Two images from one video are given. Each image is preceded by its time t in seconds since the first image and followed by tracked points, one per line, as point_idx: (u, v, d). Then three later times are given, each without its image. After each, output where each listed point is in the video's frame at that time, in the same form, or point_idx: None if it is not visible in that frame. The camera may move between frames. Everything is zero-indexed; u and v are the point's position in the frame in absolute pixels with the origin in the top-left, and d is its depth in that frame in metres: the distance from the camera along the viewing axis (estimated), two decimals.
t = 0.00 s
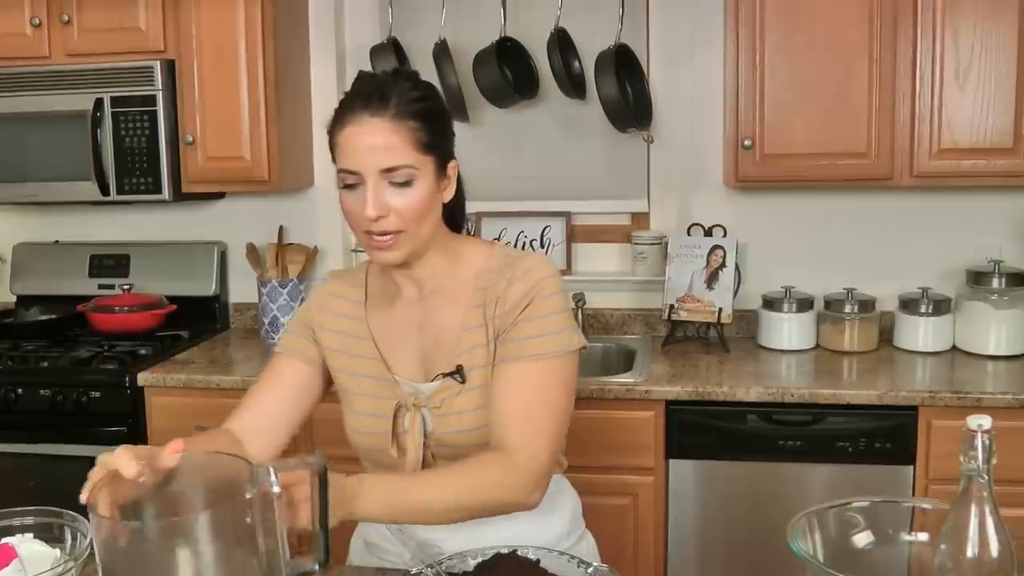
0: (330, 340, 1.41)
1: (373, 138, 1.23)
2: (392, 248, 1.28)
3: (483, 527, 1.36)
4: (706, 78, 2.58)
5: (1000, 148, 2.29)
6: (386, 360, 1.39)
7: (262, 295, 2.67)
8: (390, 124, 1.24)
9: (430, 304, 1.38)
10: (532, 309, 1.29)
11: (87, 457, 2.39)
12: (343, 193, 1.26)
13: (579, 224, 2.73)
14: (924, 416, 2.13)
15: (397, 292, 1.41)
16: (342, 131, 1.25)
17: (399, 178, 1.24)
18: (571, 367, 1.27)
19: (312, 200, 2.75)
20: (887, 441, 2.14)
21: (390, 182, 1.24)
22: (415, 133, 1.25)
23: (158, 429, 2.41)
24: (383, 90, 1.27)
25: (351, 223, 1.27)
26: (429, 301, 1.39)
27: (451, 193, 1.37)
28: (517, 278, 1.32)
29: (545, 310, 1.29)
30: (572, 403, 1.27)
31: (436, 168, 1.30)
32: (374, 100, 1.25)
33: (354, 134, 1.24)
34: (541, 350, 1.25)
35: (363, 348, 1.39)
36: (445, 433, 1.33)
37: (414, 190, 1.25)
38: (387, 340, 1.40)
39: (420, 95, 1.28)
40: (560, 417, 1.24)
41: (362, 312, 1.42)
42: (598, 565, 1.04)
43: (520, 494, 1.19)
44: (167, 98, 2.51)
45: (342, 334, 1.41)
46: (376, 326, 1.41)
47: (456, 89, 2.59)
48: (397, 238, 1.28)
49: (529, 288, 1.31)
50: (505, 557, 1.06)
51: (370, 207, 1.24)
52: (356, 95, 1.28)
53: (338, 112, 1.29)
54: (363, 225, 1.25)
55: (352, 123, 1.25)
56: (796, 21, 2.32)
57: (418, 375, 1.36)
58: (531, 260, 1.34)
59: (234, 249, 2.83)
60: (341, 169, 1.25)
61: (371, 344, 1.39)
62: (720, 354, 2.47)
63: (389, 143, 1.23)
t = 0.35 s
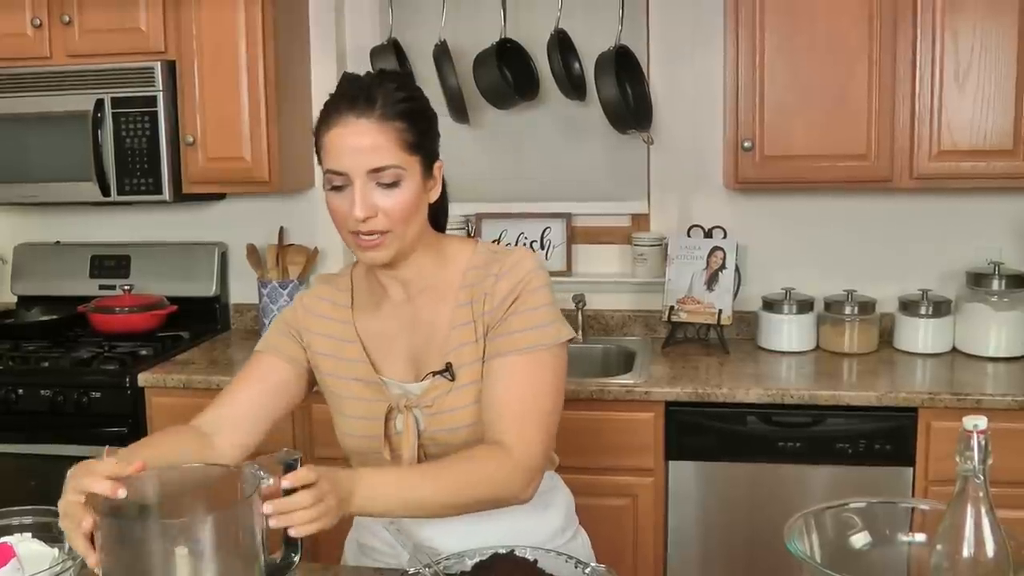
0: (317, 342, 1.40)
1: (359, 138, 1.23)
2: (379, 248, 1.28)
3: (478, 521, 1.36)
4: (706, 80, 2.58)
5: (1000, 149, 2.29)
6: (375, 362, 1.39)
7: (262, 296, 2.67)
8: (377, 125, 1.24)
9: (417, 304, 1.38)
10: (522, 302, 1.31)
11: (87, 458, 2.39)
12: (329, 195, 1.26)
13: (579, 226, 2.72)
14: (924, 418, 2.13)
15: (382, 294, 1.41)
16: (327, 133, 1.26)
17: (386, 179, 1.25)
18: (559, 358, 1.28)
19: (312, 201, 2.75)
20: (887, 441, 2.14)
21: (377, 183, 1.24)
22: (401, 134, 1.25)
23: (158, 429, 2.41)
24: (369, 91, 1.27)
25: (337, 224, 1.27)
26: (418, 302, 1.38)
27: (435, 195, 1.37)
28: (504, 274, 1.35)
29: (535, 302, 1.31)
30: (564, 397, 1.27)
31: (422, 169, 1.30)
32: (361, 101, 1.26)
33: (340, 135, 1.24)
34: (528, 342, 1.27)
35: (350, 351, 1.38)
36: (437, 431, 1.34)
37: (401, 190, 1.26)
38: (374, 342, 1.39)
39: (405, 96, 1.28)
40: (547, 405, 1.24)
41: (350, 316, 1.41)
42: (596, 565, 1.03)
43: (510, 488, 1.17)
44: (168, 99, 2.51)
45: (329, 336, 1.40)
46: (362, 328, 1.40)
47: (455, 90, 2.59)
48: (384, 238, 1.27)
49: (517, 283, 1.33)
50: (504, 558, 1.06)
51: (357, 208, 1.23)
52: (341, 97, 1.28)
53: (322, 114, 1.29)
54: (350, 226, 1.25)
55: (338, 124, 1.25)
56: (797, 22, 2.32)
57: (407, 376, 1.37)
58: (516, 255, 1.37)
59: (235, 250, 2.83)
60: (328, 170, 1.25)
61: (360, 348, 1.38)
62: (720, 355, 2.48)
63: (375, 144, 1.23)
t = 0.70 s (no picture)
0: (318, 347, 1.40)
1: (361, 134, 1.24)
2: (376, 246, 1.27)
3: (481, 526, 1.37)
4: (707, 82, 2.59)
5: (1001, 150, 2.29)
6: (374, 365, 1.38)
7: (264, 298, 2.68)
8: (380, 122, 1.25)
9: (417, 306, 1.39)
10: (519, 308, 1.32)
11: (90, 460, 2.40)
12: (329, 190, 1.26)
13: (580, 227, 2.72)
14: (927, 419, 2.13)
15: (382, 297, 1.41)
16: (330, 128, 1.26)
17: (388, 176, 1.25)
18: (554, 364, 1.28)
19: (315, 203, 2.75)
20: (889, 443, 2.14)
21: (378, 179, 1.25)
22: (404, 132, 1.26)
23: (160, 432, 2.41)
24: (374, 90, 1.28)
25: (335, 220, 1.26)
26: (418, 303, 1.39)
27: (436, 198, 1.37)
28: (503, 278, 1.35)
29: (533, 307, 1.32)
30: (555, 401, 1.28)
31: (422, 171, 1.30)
32: (366, 99, 1.26)
33: (343, 131, 1.25)
34: (524, 347, 1.27)
35: (350, 355, 1.38)
36: (436, 434, 1.34)
37: (401, 188, 1.26)
38: (373, 347, 1.39)
39: (409, 97, 1.29)
40: (537, 410, 1.24)
41: (350, 320, 1.41)
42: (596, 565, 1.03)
43: (499, 496, 1.16)
44: (170, 102, 2.52)
45: (329, 340, 1.40)
46: (362, 330, 1.40)
47: (457, 92, 2.60)
48: (381, 235, 1.27)
49: (515, 288, 1.34)
50: (505, 558, 1.06)
51: (357, 203, 1.23)
52: (345, 95, 1.28)
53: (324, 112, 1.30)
54: (349, 221, 1.25)
55: (342, 120, 1.25)
56: (797, 24, 2.33)
57: (407, 380, 1.36)
58: (516, 261, 1.37)
59: (237, 252, 2.84)
60: (329, 165, 1.25)
61: (361, 352, 1.38)
62: (721, 357, 2.48)
63: (378, 140, 1.24)
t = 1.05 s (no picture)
0: (313, 353, 1.40)
1: (397, 114, 1.26)
2: (396, 229, 1.25)
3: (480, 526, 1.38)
4: (707, 82, 2.59)
5: (1000, 151, 2.30)
6: (370, 370, 1.38)
7: (264, 298, 2.68)
8: (417, 107, 1.28)
9: (414, 310, 1.39)
10: (512, 311, 1.32)
11: (89, 460, 2.40)
12: (357, 167, 1.25)
13: (579, 228, 2.73)
14: (925, 419, 2.13)
15: (377, 300, 1.41)
16: (364, 109, 1.28)
17: (419, 158, 1.25)
18: (551, 363, 1.29)
19: (315, 204, 2.76)
20: (888, 443, 2.14)
21: (410, 160, 1.25)
22: (436, 122, 1.28)
23: (160, 432, 2.41)
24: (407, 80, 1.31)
25: (358, 198, 1.25)
26: (414, 306, 1.39)
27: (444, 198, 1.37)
28: (498, 278, 1.35)
29: (528, 308, 1.32)
30: (553, 398, 1.29)
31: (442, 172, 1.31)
32: (401, 84, 1.29)
33: (380, 110, 1.26)
34: (518, 349, 1.27)
35: (342, 358, 1.38)
36: (433, 436, 1.33)
37: (430, 175, 1.26)
38: (368, 350, 1.39)
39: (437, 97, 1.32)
40: (536, 410, 1.25)
41: (344, 323, 1.41)
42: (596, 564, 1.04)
43: (505, 493, 1.17)
44: (170, 102, 2.52)
45: (325, 343, 1.40)
46: (356, 334, 1.40)
47: (456, 92, 2.60)
48: (403, 218, 1.25)
49: (511, 287, 1.34)
50: (504, 556, 1.06)
51: (390, 178, 1.23)
52: (377, 81, 1.31)
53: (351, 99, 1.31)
54: (376, 194, 1.23)
55: (379, 99, 1.28)
56: (797, 24, 2.33)
57: (404, 383, 1.36)
58: (510, 260, 1.38)
59: (236, 252, 2.84)
60: (362, 141, 1.26)
61: (355, 355, 1.38)
62: (720, 357, 2.48)
63: (415, 121, 1.26)
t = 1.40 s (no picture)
0: (315, 348, 1.40)
1: (405, 116, 1.26)
2: (404, 229, 1.25)
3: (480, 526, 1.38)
4: (705, 82, 2.59)
5: (997, 150, 2.30)
6: (368, 370, 1.38)
7: (262, 299, 2.68)
8: (425, 109, 1.27)
9: (414, 311, 1.39)
10: (508, 312, 1.32)
11: (87, 461, 2.40)
12: (365, 167, 1.26)
13: (576, 228, 2.73)
14: (923, 418, 2.14)
15: (379, 300, 1.42)
16: (371, 110, 1.27)
17: (428, 161, 1.25)
18: (544, 367, 1.28)
19: (313, 204, 2.76)
20: (886, 442, 2.14)
21: (418, 162, 1.25)
22: (444, 123, 1.28)
23: (158, 433, 2.41)
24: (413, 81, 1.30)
25: (366, 198, 1.25)
26: (414, 307, 1.39)
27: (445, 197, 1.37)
28: (496, 278, 1.35)
29: (523, 310, 1.31)
30: (542, 402, 1.28)
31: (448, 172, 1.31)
32: (408, 85, 1.29)
33: (387, 112, 1.26)
34: (513, 351, 1.27)
35: (343, 356, 1.38)
36: (426, 438, 1.33)
37: (438, 177, 1.26)
38: (368, 348, 1.39)
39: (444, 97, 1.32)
40: (524, 411, 1.24)
41: (345, 322, 1.41)
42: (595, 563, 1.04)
43: (484, 497, 1.16)
44: (168, 103, 2.52)
45: (325, 341, 1.40)
46: (356, 334, 1.40)
47: (455, 93, 2.60)
48: (412, 220, 1.25)
49: (509, 288, 1.34)
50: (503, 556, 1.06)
51: (399, 181, 1.23)
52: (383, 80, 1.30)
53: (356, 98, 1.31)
54: (384, 196, 1.24)
55: (386, 100, 1.27)
56: (796, 24, 2.33)
57: (400, 385, 1.36)
58: (509, 261, 1.38)
59: (234, 253, 2.84)
60: (370, 142, 1.26)
61: (354, 354, 1.38)
62: (718, 357, 2.48)
63: (424, 123, 1.26)
